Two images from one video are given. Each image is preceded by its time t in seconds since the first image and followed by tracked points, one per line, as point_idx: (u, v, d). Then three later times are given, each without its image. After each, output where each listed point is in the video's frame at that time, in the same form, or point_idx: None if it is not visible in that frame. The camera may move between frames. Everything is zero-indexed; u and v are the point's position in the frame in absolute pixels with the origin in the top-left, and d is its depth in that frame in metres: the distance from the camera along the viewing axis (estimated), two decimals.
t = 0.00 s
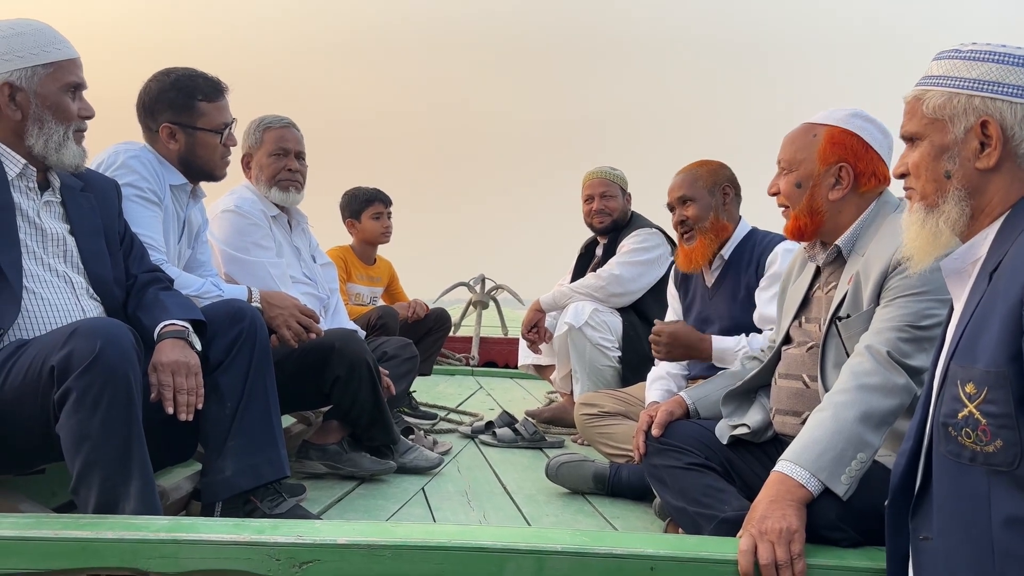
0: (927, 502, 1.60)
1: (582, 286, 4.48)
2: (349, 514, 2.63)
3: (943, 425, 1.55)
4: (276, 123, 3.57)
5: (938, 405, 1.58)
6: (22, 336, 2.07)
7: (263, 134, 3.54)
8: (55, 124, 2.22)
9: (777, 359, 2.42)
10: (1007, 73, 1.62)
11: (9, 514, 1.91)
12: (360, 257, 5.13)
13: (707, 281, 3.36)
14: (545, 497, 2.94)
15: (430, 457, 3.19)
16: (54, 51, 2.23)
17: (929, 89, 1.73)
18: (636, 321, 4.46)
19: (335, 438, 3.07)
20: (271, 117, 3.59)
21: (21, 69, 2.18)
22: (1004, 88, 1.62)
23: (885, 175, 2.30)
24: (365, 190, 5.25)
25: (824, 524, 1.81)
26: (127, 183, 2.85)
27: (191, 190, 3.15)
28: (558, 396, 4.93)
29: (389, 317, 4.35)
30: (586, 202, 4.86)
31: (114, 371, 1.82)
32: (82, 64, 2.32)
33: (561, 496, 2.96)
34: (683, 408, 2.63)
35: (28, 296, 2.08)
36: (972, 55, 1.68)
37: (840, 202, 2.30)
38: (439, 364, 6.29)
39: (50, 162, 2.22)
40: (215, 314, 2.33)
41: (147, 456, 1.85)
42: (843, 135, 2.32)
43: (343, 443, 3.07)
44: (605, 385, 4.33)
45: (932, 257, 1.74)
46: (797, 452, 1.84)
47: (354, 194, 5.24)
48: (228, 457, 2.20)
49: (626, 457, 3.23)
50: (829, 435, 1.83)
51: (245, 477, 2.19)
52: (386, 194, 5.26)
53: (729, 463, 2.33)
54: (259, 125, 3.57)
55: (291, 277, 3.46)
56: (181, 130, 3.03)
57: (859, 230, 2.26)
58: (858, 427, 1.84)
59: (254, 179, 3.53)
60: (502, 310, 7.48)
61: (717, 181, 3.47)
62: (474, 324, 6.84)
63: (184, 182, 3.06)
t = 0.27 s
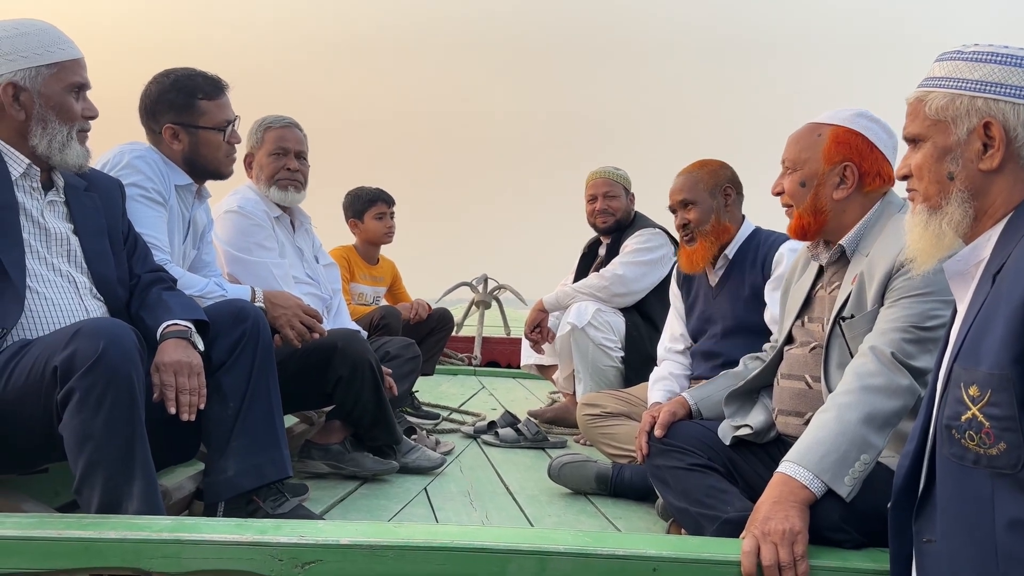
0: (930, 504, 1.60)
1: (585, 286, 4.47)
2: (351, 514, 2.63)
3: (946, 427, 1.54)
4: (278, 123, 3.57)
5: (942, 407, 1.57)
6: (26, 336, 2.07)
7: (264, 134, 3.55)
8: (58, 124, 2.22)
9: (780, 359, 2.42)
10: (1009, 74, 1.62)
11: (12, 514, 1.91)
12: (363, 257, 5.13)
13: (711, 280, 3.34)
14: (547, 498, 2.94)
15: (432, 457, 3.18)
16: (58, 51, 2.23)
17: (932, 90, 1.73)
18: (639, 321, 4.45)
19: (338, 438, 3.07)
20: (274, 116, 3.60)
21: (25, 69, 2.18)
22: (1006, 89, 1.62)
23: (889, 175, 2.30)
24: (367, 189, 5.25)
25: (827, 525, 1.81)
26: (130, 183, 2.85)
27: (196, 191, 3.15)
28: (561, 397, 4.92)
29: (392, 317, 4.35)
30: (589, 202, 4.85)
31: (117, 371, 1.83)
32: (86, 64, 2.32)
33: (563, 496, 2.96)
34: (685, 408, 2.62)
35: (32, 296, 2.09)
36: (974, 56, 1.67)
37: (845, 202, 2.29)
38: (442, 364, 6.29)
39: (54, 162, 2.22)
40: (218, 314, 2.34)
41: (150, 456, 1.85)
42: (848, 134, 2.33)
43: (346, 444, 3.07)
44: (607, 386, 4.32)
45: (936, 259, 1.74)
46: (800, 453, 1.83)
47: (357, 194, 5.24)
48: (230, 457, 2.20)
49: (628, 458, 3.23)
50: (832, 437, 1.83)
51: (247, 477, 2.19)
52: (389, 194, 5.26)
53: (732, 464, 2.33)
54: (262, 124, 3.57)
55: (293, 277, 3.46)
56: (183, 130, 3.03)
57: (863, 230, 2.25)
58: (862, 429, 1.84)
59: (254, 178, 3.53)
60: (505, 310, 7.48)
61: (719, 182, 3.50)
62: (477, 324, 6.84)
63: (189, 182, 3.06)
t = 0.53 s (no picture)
0: (935, 505, 1.59)
1: (588, 286, 4.47)
2: (354, 514, 2.63)
3: (951, 428, 1.54)
4: (283, 124, 3.56)
5: (946, 408, 1.57)
6: (29, 336, 2.07)
7: (268, 134, 3.55)
8: (61, 124, 2.22)
9: (784, 360, 2.41)
10: (1013, 74, 1.62)
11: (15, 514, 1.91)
12: (366, 257, 5.13)
13: (714, 280, 3.33)
14: (550, 498, 2.93)
15: (435, 457, 3.18)
16: (61, 52, 2.23)
17: (935, 91, 1.72)
18: (641, 322, 4.45)
19: (340, 438, 3.08)
20: (279, 117, 3.59)
21: (27, 69, 2.18)
22: (1011, 89, 1.61)
23: (895, 175, 2.29)
24: (370, 189, 5.25)
25: (831, 526, 1.80)
26: (133, 183, 2.85)
27: (199, 191, 3.15)
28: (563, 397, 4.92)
29: (394, 317, 4.35)
30: (592, 202, 4.85)
31: (119, 372, 1.82)
32: (89, 65, 2.32)
33: (566, 496, 2.96)
34: (688, 409, 2.62)
35: (35, 296, 2.08)
36: (977, 56, 1.67)
37: (850, 202, 2.29)
38: (444, 364, 6.28)
39: (56, 163, 2.22)
40: (220, 315, 2.33)
41: (153, 456, 1.85)
42: (854, 134, 2.32)
43: (348, 444, 3.08)
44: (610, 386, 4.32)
45: (940, 261, 1.72)
46: (805, 454, 1.83)
47: (360, 194, 5.25)
48: (233, 457, 2.20)
49: (631, 458, 3.22)
50: (837, 437, 1.82)
51: (250, 478, 2.19)
52: (392, 194, 5.25)
53: (735, 464, 2.32)
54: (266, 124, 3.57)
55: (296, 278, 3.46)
56: (186, 130, 3.03)
57: (868, 230, 2.24)
58: (866, 430, 1.83)
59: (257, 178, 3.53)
60: (507, 311, 7.48)
61: (724, 182, 3.52)
62: (479, 324, 6.84)
63: (191, 182, 3.06)
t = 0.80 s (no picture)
0: (937, 504, 1.58)
1: (589, 285, 4.46)
2: (355, 514, 2.63)
3: (952, 427, 1.53)
4: (286, 124, 3.55)
5: (948, 407, 1.56)
6: (29, 336, 2.07)
7: (271, 135, 3.55)
8: (61, 124, 2.22)
9: (786, 359, 2.41)
10: (1015, 72, 1.61)
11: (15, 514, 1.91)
12: (366, 257, 5.12)
13: (715, 280, 3.33)
14: (551, 498, 2.93)
15: (436, 457, 3.17)
16: (60, 52, 2.23)
17: (937, 88, 1.71)
18: (642, 321, 4.44)
19: (342, 438, 3.08)
20: (282, 117, 3.59)
21: (27, 69, 2.17)
22: (1013, 87, 1.61)
23: (898, 174, 2.29)
24: (370, 189, 5.24)
25: (833, 525, 1.80)
26: (133, 184, 2.85)
27: (200, 192, 3.14)
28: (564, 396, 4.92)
29: (395, 317, 4.34)
30: (593, 201, 4.85)
31: (120, 372, 1.82)
32: (89, 65, 2.32)
33: (567, 496, 2.95)
34: (690, 408, 2.61)
35: (35, 296, 2.08)
36: (979, 53, 1.67)
37: (851, 201, 2.29)
38: (444, 364, 6.28)
39: (56, 163, 2.22)
40: (221, 315, 2.33)
41: (153, 456, 1.85)
42: (856, 132, 2.32)
43: (349, 444, 3.08)
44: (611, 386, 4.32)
45: (942, 259, 1.70)
46: (807, 453, 1.83)
47: (361, 194, 5.24)
48: (234, 457, 2.20)
49: (632, 458, 3.22)
50: (839, 436, 1.82)
51: (251, 478, 2.19)
52: (392, 194, 5.25)
53: (737, 463, 2.32)
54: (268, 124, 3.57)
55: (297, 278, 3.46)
56: (189, 131, 3.03)
57: (869, 229, 2.24)
58: (868, 428, 1.83)
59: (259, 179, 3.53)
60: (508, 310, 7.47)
61: (727, 180, 3.51)
62: (480, 323, 6.83)
63: (192, 183, 3.06)
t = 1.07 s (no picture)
0: (935, 503, 1.59)
1: (587, 285, 4.47)
2: (354, 514, 2.63)
3: (949, 426, 1.54)
4: (281, 124, 3.55)
5: (945, 406, 1.56)
6: (27, 337, 2.07)
7: (266, 135, 3.54)
8: (58, 125, 2.22)
9: (784, 360, 2.41)
10: (1013, 71, 1.61)
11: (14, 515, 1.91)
12: (364, 257, 5.12)
13: (711, 280, 3.33)
14: (550, 498, 2.93)
15: (435, 457, 3.18)
16: (58, 52, 2.23)
17: (934, 87, 1.72)
18: (641, 321, 4.45)
19: (340, 438, 3.08)
20: (279, 118, 3.59)
21: (25, 69, 2.18)
22: (1010, 86, 1.61)
23: (893, 174, 2.29)
24: (368, 189, 5.25)
25: (831, 524, 1.80)
26: (131, 184, 2.85)
27: (197, 192, 3.14)
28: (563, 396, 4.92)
29: (393, 317, 4.34)
30: (591, 201, 4.85)
31: (118, 373, 1.82)
32: (87, 65, 2.32)
33: (566, 496, 2.95)
34: (688, 408, 2.61)
35: (33, 296, 2.08)
36: (977, 53, 1.67)
37: (847, 201, 2.29)
38: (443, 364, 6.28)
39: (54, 163, 2.22)
40: (219, 315, 2.33)
41: (151, 457, 1.85)
42: (852, 133, 2.33)
43: (348, 444, 3.07)
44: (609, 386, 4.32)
45: (939, 259, 1.70)
46: (804, 453, 1.83)
47: (358, 194, 5.25)
48: (232, 458, 2.20)
49: (630, 457, 3.22)
50: (836, 436, 1.82)
51: (249, 478, 2.19)
52: (389, 194, 5.25)
53: (735, 463, 2.32)
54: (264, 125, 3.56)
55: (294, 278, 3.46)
56: (186, 133, 3.03)
57: (866, 230, 2.24)
58: (865, 428, 1.83)
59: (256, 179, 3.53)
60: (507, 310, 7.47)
61: (725, 179, 3.52)
62: (478, 323, 6.83)
63: (190, 183, 3.06)
